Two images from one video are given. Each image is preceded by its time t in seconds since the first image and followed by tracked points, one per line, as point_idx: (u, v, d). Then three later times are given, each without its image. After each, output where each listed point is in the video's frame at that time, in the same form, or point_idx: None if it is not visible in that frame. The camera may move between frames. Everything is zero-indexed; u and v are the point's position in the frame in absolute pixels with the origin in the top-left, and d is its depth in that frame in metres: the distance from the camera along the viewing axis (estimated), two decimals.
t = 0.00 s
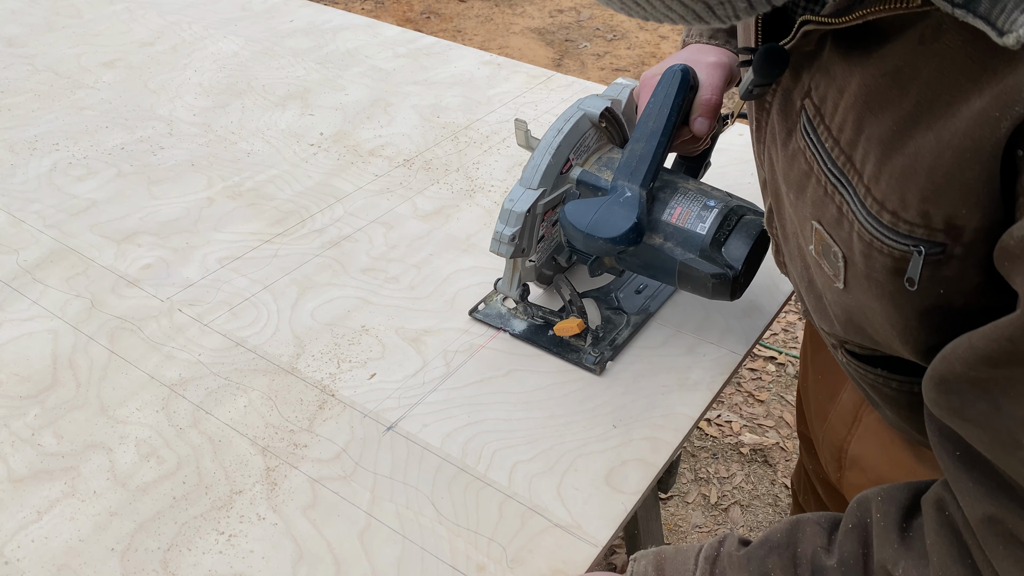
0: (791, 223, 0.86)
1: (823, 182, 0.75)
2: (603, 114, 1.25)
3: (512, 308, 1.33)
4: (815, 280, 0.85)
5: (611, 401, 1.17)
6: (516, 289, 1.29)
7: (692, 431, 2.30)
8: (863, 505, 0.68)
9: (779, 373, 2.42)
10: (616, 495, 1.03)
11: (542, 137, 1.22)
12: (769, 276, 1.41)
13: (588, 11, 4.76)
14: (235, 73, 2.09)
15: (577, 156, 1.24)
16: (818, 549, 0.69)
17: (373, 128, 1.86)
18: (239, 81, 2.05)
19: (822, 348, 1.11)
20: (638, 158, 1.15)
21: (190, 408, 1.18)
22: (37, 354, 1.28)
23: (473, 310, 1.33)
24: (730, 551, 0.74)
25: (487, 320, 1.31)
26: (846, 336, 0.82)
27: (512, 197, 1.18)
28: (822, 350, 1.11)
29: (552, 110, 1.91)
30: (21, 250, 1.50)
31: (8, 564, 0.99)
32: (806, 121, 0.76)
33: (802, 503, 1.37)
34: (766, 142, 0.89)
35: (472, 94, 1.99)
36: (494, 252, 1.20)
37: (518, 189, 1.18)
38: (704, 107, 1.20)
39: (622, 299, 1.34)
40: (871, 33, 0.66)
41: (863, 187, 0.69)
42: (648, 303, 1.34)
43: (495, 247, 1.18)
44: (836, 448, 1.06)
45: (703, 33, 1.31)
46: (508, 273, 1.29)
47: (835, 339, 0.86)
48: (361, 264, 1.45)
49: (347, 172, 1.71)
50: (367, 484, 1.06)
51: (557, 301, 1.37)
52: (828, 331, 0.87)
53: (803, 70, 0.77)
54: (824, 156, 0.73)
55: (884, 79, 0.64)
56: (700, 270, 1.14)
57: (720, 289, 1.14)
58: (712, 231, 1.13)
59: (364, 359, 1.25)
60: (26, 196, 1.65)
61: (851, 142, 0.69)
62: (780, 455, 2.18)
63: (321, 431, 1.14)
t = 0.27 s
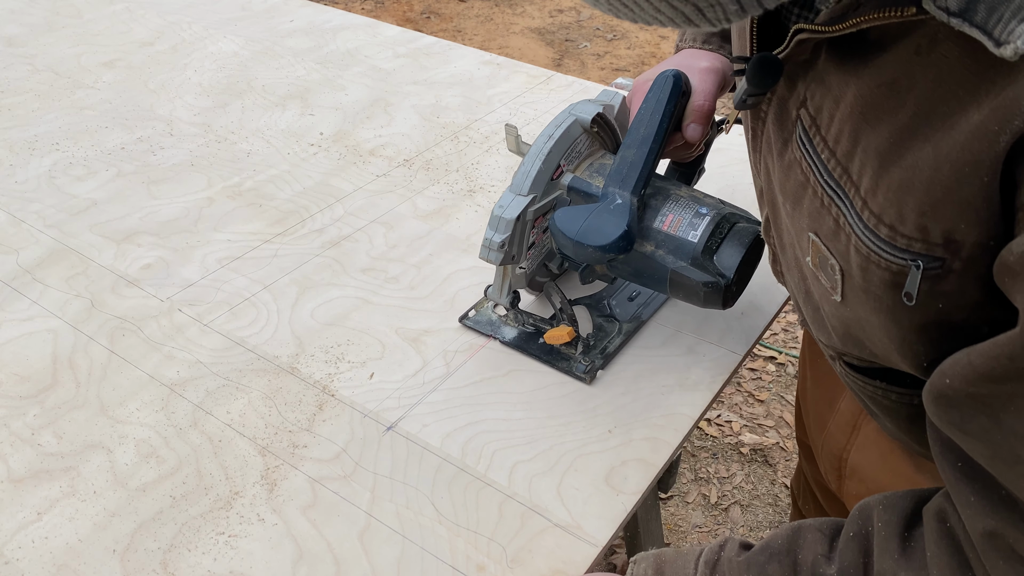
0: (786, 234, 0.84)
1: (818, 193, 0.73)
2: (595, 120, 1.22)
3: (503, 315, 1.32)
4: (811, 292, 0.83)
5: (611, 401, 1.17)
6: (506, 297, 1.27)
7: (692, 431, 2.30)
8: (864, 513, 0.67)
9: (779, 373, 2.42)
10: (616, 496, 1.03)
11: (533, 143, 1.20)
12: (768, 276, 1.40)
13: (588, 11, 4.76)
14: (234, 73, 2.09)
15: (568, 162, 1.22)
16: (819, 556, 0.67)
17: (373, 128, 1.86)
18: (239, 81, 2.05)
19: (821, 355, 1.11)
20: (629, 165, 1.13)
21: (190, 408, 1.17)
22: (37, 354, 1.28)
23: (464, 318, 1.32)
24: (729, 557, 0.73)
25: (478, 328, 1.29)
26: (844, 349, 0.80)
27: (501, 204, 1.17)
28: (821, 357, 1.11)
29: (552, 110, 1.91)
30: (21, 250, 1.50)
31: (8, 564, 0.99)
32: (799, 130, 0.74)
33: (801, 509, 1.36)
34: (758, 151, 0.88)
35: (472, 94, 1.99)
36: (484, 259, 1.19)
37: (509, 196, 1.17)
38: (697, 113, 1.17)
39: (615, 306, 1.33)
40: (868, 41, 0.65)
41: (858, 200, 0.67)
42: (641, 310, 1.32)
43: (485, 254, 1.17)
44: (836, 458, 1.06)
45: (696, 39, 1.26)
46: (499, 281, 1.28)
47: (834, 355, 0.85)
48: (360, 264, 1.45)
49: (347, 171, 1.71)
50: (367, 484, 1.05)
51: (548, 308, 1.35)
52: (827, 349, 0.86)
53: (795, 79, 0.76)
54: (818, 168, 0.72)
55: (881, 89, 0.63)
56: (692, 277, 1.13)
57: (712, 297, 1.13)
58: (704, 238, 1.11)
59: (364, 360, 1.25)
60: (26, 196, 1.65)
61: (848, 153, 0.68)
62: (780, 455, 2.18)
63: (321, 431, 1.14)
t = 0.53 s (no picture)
0: (781, 246, 0.83)
1: (812, 205, 0.72)
2: (586, 126, 1.18)
3: (493, 323, 1.30)
4: (806, 305, 0.82)
5: (611, 401, 1.17)
6: (496, 305, 1.26)
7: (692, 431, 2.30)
8: (864, 521, 0.66)
9: (779, 373, 2.42)
10: (616, 496, 1.03)
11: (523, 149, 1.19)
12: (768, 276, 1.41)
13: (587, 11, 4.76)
14: (234, 73, 2.09)
15: (558, 168, 1.20)
16: (818, 564, 0.67)
17: (374, 128, 1.86)
18: (239, 81, 2.05)
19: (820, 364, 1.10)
20: (620, 172, 1.10)
21: (190, 408, 1.18)
22: (37, 354, 1.28)
23: (454, 325, 1.30)
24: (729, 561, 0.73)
25: (467, 336, 1.28)
26: (839, 362, 0.79)
27: (490, 211, 1.16)
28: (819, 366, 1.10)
29: (552, 110, 1.91)
30: (21, 250, 1.50)
31: (9, 563, 0.99)
32: (794, 142, 0.74)
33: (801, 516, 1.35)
34: (753, 163, 0.87)
35: (472, 94, 1.99)
36: (473, 266, 1.18)
37: (498, 203, 1.16)
38: (689, 119, 1.15)
39: (607, 313, 1.31)
40: (862, 50, 0.65)
41: (853, 212, 0.66)
42: (633, 319, 1.30)
43: (474, 261, 1.16)
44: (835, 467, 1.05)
45: (689, 43, 1.25)
46: (489, 289, 1.26)
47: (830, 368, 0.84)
48: (360, 264, 1.45)
49: (347, 171, 1.71)
50: (367, 484, 1.06)
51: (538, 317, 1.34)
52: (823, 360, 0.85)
53: (792, 90, 0.76)
54: (813, 179, 0.71)
55: (876, 100, 0.63)
56: (683, 286, 1.10)
57: (704, 306, 1.11)
58: (696, 247, 1.08)
59: (364, 360, 1.25)
60: (26, 195, 1.65)
61: (843, 165, 0.67)
62: (780, 455, 2.18)
63: (321, 430, 1.14)
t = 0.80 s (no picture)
0: (773, 254, 0.83)
1: (804, 215, 0.72)
2: (575, 133, 1.19)
3: (482, 332, 1.29)
4: (797, 315, 0.81)
5: (611, 401, 1.17)
6: (485, 314, 1.24)
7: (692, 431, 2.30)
8: (864, 527, 0.66)
9: (780, 373, 2.42)
10: (616, 496, 1.03)
11: (512, 157, 1.18)
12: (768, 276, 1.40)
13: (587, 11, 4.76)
14: (234, 73, 2.09)
15: (548, 177, 1.19)
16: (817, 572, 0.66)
17: (374, 127, 1.86)
18: (239, 81, 2.05)
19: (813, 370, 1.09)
20: (609, 181, 1.09)
21: (190, 408, 1.17)
22: (37, 354, 1.28)
23: (442, 334, 1.29)
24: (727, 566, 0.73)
25: (456, 345, 1.26)
26: (832, 371, 0.78)
27: (479, 220, 1.14)
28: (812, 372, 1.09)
29: (552, 110, 1.91)
30: (21, 250, 1.50)
31: (9, 564, 0.99)
32: (784, 150, 0.73)
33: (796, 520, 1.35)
34: (744, 170, 0.86)
35: (472, 94, 1.99)
36: (461, 276, 1.16)
37: (486, 211, 1.14)
38: (680, 127, 1.14)
39: (598, 323, 1.29)
40: (851, 57, 0.64)
41: (845, 223, 0.65)
42: (624, 328, 1.29)
43: (463, 270, 1.14)
44: (829, 475, 1.04)
45: (681, 48, 1.24)
46: (478, 298, 1.25)
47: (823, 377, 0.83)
48: (360, 264, 1.45)
49: (347, 171, 1.71)
50: (367, 484, 1.05)
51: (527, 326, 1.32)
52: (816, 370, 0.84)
53: (780, 97, 0.75)
54: (804, 189, 0.70)
55: (866, 108, 0.62)
56: (674, 296, 1.09)
57: (695, 316, 1.09)
58: (686, 256, 1.08)
59: (363, 360, 1.25)
60: (26, 195, 1.65)
61: (833, 174, 0.66)
62: (780, 455, 2.17)
63: (321, 430, 1.14)
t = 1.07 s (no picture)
0: (765, 261, 0.81)
1: (794, 222, 0.69)
2: (564, 140, 1.16)
3: (471, 341, 1.27)
4: (789, 323, 0.79)
5: (611, 401, 1.17)
6: (474, 324, 1.22)
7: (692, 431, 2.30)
8: (862, 532, 0.65)
9: (779, 373, 2.42)
10: (616, 497, 1.02)
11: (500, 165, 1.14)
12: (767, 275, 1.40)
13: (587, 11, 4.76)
14: (234, 73, 2.09)
15: (536, 184, 1.16)
16: None
17: (374, 127, 1.86)
18: (239, 81, 2.05)
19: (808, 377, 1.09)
20: (599, 189, 1.06)
21: (190, 408, 1.17)
22: (37, 354, 1.28)
23: (431, 344, 1.27)
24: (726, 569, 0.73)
25: (445, 356, 1.24)
26: (826, 381, 0.76)
27: (466, 229, 1.12)
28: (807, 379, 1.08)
29: (552, 110, 1.91)
30: (21, 250, 1.50)
31: (9, 564, 0.99)
32: (774, 155, 0.71)
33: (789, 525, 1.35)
34: (735, 175, 0.85)
35: (472, 94, 1.99)
36: (448, 285, 1.14)
37: (473, 220, 1.12)
38: (669, 134, 1.12)
39: (588, 332, 1.27)
40: (839, 61, 0.62)
41: (836, 232, 0.63)
42: (615, 338, 1.27)
43: (450, 281, 1.12)
44: (824, 483, 1.04)
45: (671, 54, 1.22)
46: (467, 308, 1.23)
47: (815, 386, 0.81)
48: (360, 264, 1.45)
49: (347, 172, 1.71)
50: (367, 484, 1.05)
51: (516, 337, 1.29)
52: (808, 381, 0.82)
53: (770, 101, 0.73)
54: (794, 195, 0.68)
55: (856, 113, 0.60)
56: (664, 306, 1.06)
57: (685, 327, 1.07)
58: (677, 266, 1.05)
59: (363, 360, 1.25)
60: (26, 195, 1.65)
61: (824, 181, 0.64)
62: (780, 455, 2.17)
63: (320, 430, 1.14)
